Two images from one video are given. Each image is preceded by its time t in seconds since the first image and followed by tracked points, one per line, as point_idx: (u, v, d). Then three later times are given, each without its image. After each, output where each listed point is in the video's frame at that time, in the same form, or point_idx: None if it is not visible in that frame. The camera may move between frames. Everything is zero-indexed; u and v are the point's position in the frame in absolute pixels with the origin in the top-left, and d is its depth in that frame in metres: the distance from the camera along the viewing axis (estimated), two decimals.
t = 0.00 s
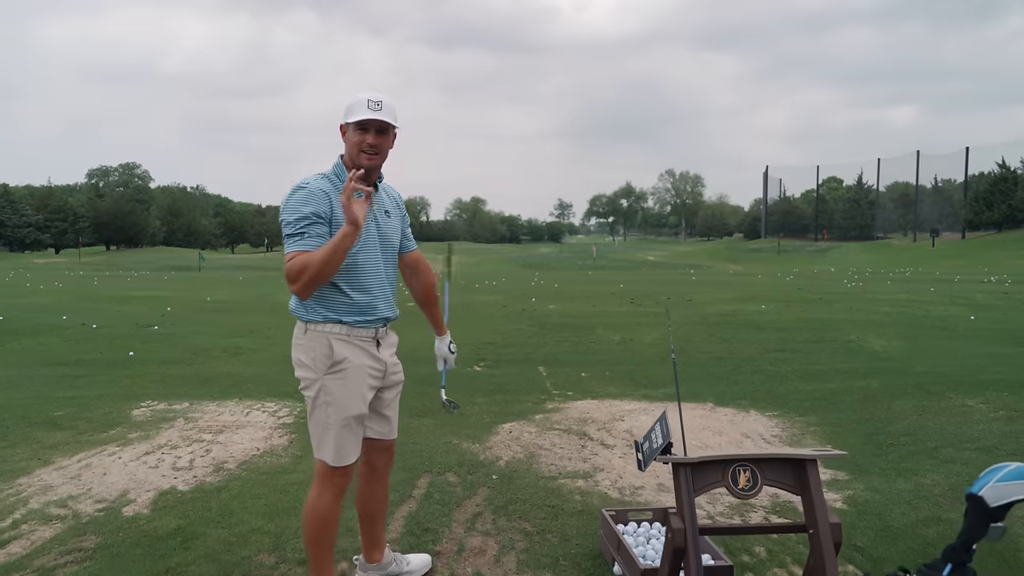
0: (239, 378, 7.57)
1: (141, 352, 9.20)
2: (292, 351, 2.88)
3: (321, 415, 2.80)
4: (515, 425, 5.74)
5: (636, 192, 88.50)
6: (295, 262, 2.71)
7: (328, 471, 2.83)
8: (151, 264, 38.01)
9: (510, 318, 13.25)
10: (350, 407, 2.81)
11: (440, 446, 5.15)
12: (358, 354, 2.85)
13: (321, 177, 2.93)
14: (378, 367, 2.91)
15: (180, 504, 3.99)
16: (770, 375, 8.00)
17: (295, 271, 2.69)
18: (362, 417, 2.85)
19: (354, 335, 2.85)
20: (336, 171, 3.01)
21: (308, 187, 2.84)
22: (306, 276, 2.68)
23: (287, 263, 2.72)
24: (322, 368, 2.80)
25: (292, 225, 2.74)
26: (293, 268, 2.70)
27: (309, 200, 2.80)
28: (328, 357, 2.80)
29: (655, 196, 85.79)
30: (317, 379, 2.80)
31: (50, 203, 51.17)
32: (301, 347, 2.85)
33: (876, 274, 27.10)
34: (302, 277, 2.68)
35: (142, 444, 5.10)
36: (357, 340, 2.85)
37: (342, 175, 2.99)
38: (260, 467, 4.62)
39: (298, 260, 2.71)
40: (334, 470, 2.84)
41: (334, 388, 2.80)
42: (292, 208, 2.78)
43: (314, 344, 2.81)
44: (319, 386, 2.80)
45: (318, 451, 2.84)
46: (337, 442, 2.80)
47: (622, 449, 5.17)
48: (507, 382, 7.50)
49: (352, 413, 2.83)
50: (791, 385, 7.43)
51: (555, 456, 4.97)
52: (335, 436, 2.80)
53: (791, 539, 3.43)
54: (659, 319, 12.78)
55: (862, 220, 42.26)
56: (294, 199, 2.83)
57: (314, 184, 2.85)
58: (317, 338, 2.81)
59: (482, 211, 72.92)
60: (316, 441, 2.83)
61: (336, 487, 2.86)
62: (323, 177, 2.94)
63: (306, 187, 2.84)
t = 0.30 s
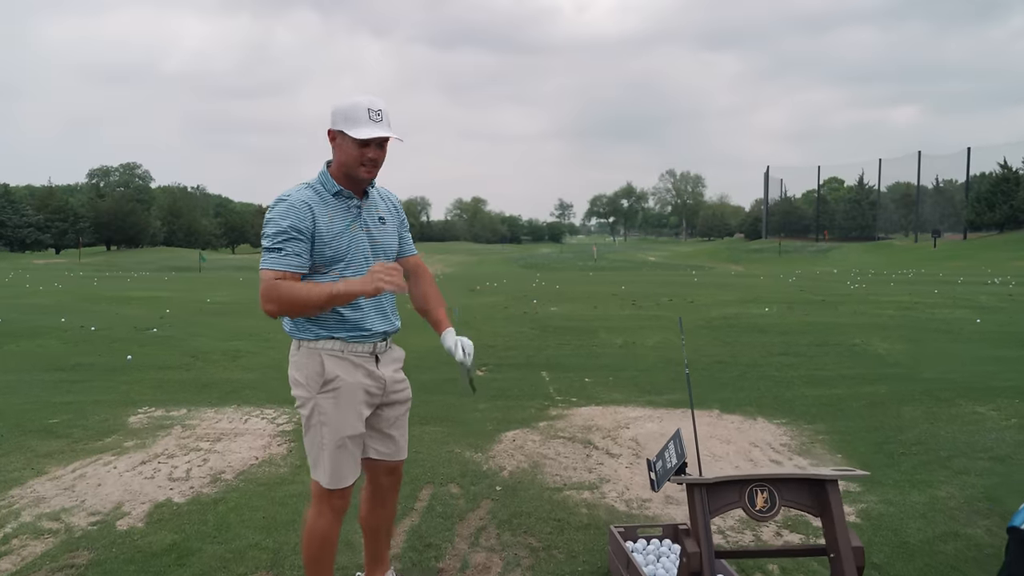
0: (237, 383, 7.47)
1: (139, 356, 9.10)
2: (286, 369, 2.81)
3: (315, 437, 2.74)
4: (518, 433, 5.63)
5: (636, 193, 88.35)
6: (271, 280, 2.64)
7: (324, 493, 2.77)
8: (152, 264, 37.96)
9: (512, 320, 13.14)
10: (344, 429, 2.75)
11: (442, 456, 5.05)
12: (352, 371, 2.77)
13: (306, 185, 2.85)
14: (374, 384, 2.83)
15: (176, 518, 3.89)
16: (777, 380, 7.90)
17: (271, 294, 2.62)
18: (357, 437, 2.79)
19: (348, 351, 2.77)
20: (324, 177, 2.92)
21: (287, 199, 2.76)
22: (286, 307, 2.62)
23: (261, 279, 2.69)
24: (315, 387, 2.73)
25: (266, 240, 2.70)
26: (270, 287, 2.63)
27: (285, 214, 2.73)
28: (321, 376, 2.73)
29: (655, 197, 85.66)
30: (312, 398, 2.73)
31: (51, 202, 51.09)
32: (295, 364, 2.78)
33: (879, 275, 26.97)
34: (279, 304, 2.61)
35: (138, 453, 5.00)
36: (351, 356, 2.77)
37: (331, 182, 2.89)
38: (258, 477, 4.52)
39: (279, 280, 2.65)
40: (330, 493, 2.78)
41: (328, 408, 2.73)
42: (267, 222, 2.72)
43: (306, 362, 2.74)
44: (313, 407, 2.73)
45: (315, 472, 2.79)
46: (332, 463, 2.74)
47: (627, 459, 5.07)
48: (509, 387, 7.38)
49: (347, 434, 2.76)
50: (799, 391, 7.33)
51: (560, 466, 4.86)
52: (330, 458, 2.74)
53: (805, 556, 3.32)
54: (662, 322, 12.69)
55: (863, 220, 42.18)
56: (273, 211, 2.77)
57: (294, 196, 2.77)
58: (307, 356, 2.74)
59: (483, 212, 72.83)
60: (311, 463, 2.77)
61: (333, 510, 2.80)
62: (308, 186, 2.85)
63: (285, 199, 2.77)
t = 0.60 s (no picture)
0: (235, 385, 7.38)
1: (136, 357, 9.01)
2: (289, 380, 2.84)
3: (319, 448, 2.76)
4: (518, 438, 5.53)
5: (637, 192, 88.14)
6: (264, 295, 2.60)
7: (328, 505, 2.78)
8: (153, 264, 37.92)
9: (513, 321, 13.05)
10: (352, 439, 2.77)
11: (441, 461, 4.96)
12: (359, 378, 2.81)
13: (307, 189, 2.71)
14: (383, 392, 2.85)
15: (168, 526, 3.80)
16: (781, 383, 7.80)
17: (255, 308, 2.60)
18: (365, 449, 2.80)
19: (353, 358, 2.81)
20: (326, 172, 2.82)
21: (284, 208, 2.63)
22: (269, 331, 2.60)
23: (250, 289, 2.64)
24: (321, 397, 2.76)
25: (258, 253, 2.61)
26: (262, 299, 2.60)
27: (282, 225, 2.61)
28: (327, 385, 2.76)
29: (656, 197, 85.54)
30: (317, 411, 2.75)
31: (52, 202, 51.04)
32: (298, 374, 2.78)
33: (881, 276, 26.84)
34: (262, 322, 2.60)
35: (132, 459, 4.91)
36: (356, 363, 2.81)
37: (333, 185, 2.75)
38: (252, 484, 4.43)
39: (274, 295, 2.60)
40: (335, 503, 2.79)
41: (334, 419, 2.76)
42: (261, 232, 2.62)
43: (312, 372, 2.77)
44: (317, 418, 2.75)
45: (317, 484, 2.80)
46: (337, 474, 2.77)
47: (630, 464, 4.98)
48: (510, 390, 7.28)
49: (354, 446, 2.78)
50: (803, 394, 7.23)
51: (561, 471, 4.77)
52: (336, 468, 2.76)
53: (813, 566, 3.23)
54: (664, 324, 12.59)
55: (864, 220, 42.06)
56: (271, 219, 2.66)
57: (293, 204, 2.63)
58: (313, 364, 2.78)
59: (484, 212, 72.73)
60: (316, 474, 2.79)
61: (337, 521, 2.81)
62: (308, 191, 2.71)
63: (282, 207, 2.63)
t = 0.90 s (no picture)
0: (231, 387, 7.27)
1: (133, 358, 8.90)
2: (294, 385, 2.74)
3: (321, 461, 2.68)
4: (518, 442, 5.41)
5: (641, 192, 87.94)
6: (289, 295, 2.49)
7: (324, 520, 2.69)
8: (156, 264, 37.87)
9: (515, 322, 12.93)
10: (356, 455, 2.69)
11: (439, 466, 4.84)
12: (369, 390, 2.71)
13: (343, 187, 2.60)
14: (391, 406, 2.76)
15: (155, 535, 3.68)
16: (786, 385, 7.66)
17: (277, 310, 2.49)
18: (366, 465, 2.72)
19: (365, 367, 2.71)
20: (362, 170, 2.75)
21: (320, 206, 2.52)
22: (282, 340, 2.48)
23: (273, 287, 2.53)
24: (328, 407, 2.67)
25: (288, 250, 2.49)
26: (284, 300, 2.49)
27: (318, 222, 2.50)
28: (336, 396, 2.67)
29: (660, 197, 85.37)
30: (320, 422, 2.67)
31: (55, 202, 50.99)
32: (306, 380, 2.70)
33: (886, 276, 26.67)
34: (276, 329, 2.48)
35: (121, 464, 4.79)
36: (368, 374, 2.71)
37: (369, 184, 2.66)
38: (244, 491, 4.31)
39: (298, 297, 2.49)
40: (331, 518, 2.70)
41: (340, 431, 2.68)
42: (293, 228, 2.51)
43: (321, 379, 2.68)
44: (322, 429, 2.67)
45: (314, 496, 2.71)
46: (337, 489, 2.68)
47: (632, 470, 4.86)
48: (511, 393, 7.17)
49: (357, 462, 2.69)
50: (809, 397, 7.10)
51: (562, 477, 4.65)
52: (336, 483, 2.68)
53: None
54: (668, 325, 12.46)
55: (868, 220, 41.91)
56: (305, 214, 2.54)
57: (330, 203, 2.53)
58: (323, 370, 2.68)
59: (487, 212, 72.62)
60: (313, 487, 2.70)
61: (332, 536, 2.72)
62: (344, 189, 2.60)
63: (318, 204, 2.52)
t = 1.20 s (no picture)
0: (227, 393, 7.14)
1: (130, 363, 8.79)
2: (305, 396, 2.60)
3: (328, 480, 2.56)
4: (518, 452, 5.26)
5: (646, 192, 87.62)
6: (382, 330, 2.28)
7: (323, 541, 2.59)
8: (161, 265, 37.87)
9: (518, 324, 12.78)
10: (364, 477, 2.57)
11: (435, 478, 4.70)
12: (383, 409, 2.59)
13: (413, 211, 2.45)
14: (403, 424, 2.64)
15: (137, 552, 3.55)
16: (794, 391, 7.50)
17: (373, 344, 2.28)
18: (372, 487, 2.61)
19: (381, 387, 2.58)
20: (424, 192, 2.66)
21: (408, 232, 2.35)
22: (381, 376, 2.30)
23: (358, 319, 2.27)
24: (340, 426, 2.55)
25: (383, 280, 2.28)
26: (376, 334, 2.28)
27: (410, 251, 2.34)
28: (349, 415, 2.55)
29: (665, 196, 85.09)
30: (330, 440, 2.55)
31: (61, 203, 51.07)
32: (318, 396, 2.57)
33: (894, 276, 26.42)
34: (374, 366, 2.28)
35: (110, 475, 4.66)
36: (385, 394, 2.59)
37: (434, 209, 2.53)
38: (234, 504, 4.17)
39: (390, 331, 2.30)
40: (331, 539, 2.60)
41: (350, 452, 2.56)
42: (386, 256, 2.29)
43: (335, 394, 2.54)
44: (331, 448, 2.55)
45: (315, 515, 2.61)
46: (341, 512, 2.58)
47: (635, 482, 4.70)
48: (512, 399, 7.02)
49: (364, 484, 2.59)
50: (817, 403, 6.93)
51: (562, 490, 4.49)
52: (340, 505, 2.57)
53: None
54: (673, 327, 12.29)
55: (875, 219, 41.61)
56: (386, 240, 2.34)
57: (415, 230, 2.37)
58: (338, 386, 2.54)
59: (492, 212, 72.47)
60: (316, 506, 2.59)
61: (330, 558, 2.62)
62: (415, 212, 2.45)
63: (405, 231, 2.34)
